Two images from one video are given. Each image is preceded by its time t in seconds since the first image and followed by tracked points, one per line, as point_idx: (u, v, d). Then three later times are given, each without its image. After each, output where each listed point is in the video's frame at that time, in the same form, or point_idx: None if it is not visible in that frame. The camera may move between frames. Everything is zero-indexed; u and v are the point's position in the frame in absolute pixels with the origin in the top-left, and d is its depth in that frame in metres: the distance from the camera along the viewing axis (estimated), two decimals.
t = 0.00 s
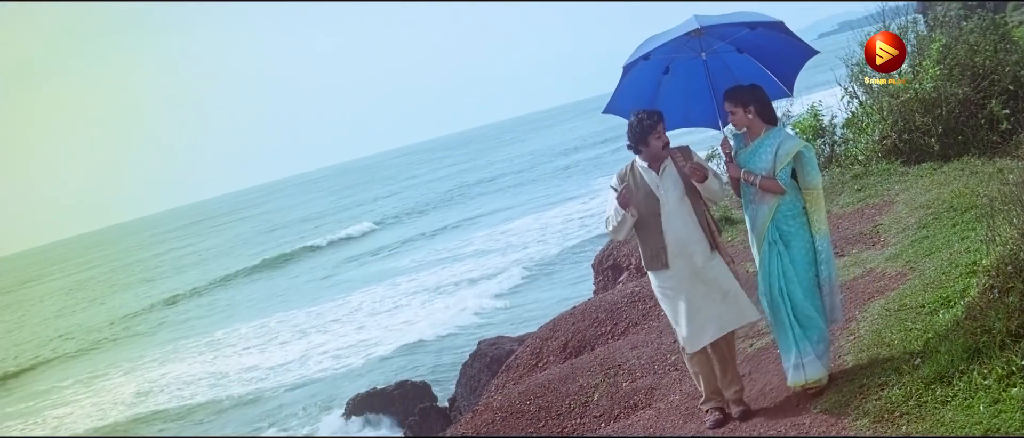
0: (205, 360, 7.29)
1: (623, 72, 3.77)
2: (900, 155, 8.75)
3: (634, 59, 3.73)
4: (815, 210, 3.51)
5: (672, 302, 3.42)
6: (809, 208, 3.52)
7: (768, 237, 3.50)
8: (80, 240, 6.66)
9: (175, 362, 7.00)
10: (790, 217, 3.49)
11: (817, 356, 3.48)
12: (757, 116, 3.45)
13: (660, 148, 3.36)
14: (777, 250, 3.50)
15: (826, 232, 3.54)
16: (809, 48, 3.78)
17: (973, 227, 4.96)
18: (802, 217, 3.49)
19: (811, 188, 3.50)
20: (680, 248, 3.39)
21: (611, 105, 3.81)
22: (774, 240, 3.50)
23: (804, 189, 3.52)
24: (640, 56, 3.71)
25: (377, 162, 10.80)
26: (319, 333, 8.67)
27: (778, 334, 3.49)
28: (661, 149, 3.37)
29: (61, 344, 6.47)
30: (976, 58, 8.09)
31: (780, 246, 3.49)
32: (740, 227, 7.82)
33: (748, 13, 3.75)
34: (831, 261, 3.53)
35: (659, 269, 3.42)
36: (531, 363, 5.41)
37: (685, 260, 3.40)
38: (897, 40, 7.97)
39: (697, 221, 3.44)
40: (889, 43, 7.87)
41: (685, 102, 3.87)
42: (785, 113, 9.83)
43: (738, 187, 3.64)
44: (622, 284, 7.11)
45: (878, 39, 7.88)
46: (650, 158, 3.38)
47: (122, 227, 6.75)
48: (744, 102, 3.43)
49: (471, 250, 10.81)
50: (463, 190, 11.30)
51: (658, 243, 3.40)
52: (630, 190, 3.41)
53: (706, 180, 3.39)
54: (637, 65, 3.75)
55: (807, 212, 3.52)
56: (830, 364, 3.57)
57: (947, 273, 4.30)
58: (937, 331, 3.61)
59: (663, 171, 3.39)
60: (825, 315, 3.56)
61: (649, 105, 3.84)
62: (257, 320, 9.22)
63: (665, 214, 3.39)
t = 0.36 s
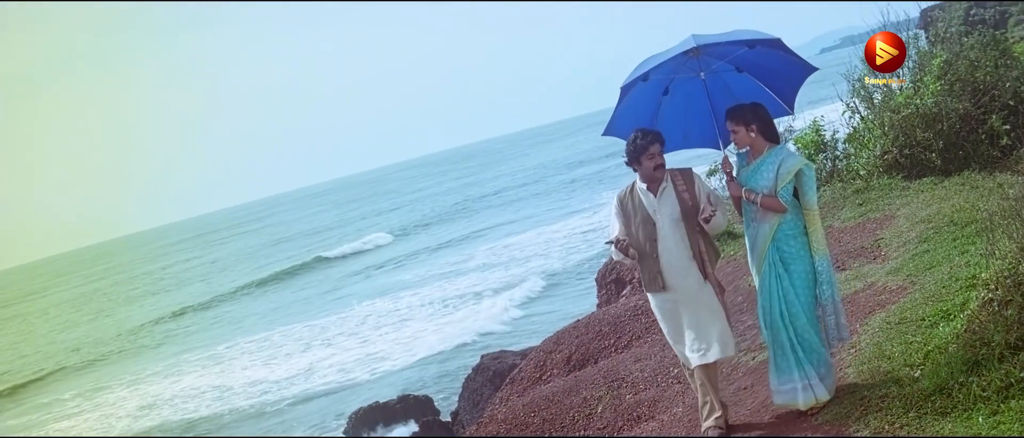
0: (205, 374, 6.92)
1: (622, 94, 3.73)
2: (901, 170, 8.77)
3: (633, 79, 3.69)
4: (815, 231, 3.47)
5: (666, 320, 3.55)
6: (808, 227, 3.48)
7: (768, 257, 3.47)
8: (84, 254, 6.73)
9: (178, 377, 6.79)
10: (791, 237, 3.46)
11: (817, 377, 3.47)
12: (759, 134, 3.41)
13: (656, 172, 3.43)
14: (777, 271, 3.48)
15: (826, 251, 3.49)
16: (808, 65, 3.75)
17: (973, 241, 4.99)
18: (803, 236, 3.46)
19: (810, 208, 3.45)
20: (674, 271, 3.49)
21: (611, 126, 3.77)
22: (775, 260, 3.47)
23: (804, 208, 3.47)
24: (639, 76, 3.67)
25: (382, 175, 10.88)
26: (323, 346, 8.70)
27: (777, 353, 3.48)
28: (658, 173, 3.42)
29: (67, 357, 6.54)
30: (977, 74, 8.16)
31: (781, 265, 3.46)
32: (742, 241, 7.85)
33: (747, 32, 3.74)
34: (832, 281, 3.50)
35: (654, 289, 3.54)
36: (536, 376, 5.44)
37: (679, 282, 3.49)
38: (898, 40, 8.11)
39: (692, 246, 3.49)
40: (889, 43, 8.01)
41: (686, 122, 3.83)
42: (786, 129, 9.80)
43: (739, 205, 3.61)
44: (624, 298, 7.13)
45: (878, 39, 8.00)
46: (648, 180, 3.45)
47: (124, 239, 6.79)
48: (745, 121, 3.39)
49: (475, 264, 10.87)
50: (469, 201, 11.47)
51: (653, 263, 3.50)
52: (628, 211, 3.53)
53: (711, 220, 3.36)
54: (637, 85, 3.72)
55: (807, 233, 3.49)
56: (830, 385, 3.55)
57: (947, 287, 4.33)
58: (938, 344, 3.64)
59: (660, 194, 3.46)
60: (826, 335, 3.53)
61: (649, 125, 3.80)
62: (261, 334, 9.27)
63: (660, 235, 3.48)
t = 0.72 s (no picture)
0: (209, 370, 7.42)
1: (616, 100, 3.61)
2: (901, 170, 8.81)
3: (626, 86, 3.58)
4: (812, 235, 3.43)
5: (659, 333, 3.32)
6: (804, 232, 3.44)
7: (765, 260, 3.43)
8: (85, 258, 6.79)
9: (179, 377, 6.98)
10: (788, 240, 3.44)
11: (812, 386, 3.41)
12: (755, 137, 3.37)
13: (650, 176, 3.25)
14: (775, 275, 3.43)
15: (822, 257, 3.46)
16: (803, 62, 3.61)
17: (973, 241, 5.02)
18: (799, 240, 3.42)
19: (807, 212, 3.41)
20: (669, 280, 3.29)
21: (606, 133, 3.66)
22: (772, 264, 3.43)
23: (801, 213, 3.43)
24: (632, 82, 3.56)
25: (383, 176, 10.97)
26: (327, 347, 8.76)
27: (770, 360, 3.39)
28: (655, 176, 3.26)
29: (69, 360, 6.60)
30: (976, 74, 8.20)
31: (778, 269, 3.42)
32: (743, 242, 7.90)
33: (738, 33, 3.58)
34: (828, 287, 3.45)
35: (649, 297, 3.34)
36: (539, 375, 5.46)
37: (673, 292, 3.30)
38: (897, 40, 8.08)
39: (688, 254, 3.31)
40: (888, 43, 8.00)
41: (680, 126, 3.70)
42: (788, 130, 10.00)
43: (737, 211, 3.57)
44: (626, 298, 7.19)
45: (878, 39, 8.00)
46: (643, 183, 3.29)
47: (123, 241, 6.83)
48: (742, 125, 3.34)
49: (478, 265, 10.94)
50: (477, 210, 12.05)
51: (647, 271, 3.31)
52: (624, 214, 3.36)
53: (705, 228, 3.19)
54: (630, 92, 3.60)
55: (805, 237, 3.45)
56: (825, 392, 3.50)
57: (946, 285, 4.36)
58: (937, 342, 3.68)
59: (656, 199, 3.29)
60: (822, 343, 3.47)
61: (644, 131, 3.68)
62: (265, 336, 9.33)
63: (655, 242, 3.30)
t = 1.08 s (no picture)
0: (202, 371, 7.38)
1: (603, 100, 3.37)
2: (900, 164, 8.78)
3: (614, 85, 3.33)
4: (799, 240, 3.25)
5: (655, 334, 3.12)
6: (793, 236, 3.26)
7: (751, 266, 3.25)
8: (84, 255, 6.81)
9: (174, 377, 7.00)
10: (775, 246, 3.25)
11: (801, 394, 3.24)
12: (744, 143, 3.19)
13: (641, 174, 3.04)
14: (761, 281, 3.25)
15: (812, 261, 3.28)
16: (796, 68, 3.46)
17: (971, 234, 5.05)
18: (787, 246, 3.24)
19: (795, 217, 3.24)
20: (665, 278, 3.09)
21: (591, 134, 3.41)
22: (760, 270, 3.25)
23: (789, 218, 3.25)
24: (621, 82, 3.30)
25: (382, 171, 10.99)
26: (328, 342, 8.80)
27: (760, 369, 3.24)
28: (649, 171, 3.05)
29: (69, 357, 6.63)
30: (975, 69, 8.23)
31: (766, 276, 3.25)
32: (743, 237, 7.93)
33: (731, 35, 3.40)
34: (819, 293, 3.28)
35: (644, 295, 3.15)
36: (541, 367, 5.53)
37: (671, 292, 3.10)
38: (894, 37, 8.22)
39: (685, 250, 3.10)
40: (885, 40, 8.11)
41: (668, 130, 3.49)
42: (787, 125, 10.02)
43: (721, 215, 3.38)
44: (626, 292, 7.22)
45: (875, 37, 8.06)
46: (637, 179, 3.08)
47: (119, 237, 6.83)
48: (731, 128, 3.15)
49: (479, 260, 10.97)
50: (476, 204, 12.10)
51: (642, 270, 3.11)
52: (618, 210, 3.17)
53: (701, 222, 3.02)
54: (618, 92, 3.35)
55: (792, 242, 3.27)
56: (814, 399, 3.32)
57: (944, 278, 4.39)
58: (934, 333, 3.72)
59: (652, 194, 3.08)
60: (812, 350, 3.31)
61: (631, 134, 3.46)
62: (266, 331, 9.34)
63: (650, 239, 3.10)
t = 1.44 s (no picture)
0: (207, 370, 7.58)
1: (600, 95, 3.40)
2: (901, 157, 8.85)
3: (611, 80, 3.36)
4: (791, 239, 3.21)
5: (656, 332, 3.11)
6: (785, 235, 3.22)
7: (742, 263, 3.22)
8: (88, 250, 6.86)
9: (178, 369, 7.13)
10: (766, 244, 3.21)
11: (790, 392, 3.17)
12: (738, 140, 3.18)
13: (633, 174, 3.06)
14: (751, 279, 3.21)
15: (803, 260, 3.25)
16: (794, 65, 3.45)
17: (970, 226, 5.08)
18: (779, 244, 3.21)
19: (787, 216, 3.20)
20: (663, 274, 3.08)
21: (588, 128, 3.45)
22: (751, 269, 3.22)
23: (781, 216, 3.22)
24: (617, 77, 3.34)
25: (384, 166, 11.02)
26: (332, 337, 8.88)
27: (752, 368, 3.20)
28: (642, 169, 3.08)
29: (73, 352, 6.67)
30: (975, 63, 8.24)
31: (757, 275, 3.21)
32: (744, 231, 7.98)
33: (728, 31, 3.40)
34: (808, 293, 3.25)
35: (642, 293, 3.13)
36: (545, 360, 5.59)
37: (669, 289, 3.10)
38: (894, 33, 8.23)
39: (680, 246, 3.12)
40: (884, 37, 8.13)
41: (665, 125, 3.51)
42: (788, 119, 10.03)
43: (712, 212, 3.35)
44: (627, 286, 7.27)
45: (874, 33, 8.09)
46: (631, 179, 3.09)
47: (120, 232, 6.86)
48: (725, 126, 3.14)
49: (482, 255, 11.02)
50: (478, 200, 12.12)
51: (640, 269, 3.09)
52: (610, 211, 3.15)
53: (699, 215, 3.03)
54: (614, 87, 3.39)
55: (784, 241, 3.23)
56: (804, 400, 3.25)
57: (944, 269, 4.43)
58: (933, 323, 3.77)
59: (646, 193, 3.09)
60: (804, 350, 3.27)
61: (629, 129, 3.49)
62: (269, 327, 9.38)
63: (647, 237, 3.08)
